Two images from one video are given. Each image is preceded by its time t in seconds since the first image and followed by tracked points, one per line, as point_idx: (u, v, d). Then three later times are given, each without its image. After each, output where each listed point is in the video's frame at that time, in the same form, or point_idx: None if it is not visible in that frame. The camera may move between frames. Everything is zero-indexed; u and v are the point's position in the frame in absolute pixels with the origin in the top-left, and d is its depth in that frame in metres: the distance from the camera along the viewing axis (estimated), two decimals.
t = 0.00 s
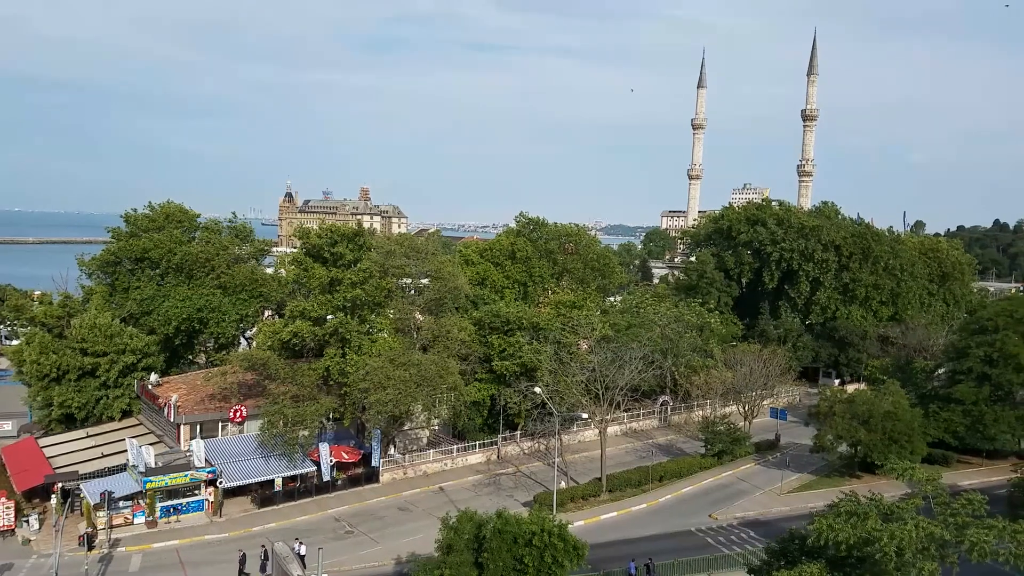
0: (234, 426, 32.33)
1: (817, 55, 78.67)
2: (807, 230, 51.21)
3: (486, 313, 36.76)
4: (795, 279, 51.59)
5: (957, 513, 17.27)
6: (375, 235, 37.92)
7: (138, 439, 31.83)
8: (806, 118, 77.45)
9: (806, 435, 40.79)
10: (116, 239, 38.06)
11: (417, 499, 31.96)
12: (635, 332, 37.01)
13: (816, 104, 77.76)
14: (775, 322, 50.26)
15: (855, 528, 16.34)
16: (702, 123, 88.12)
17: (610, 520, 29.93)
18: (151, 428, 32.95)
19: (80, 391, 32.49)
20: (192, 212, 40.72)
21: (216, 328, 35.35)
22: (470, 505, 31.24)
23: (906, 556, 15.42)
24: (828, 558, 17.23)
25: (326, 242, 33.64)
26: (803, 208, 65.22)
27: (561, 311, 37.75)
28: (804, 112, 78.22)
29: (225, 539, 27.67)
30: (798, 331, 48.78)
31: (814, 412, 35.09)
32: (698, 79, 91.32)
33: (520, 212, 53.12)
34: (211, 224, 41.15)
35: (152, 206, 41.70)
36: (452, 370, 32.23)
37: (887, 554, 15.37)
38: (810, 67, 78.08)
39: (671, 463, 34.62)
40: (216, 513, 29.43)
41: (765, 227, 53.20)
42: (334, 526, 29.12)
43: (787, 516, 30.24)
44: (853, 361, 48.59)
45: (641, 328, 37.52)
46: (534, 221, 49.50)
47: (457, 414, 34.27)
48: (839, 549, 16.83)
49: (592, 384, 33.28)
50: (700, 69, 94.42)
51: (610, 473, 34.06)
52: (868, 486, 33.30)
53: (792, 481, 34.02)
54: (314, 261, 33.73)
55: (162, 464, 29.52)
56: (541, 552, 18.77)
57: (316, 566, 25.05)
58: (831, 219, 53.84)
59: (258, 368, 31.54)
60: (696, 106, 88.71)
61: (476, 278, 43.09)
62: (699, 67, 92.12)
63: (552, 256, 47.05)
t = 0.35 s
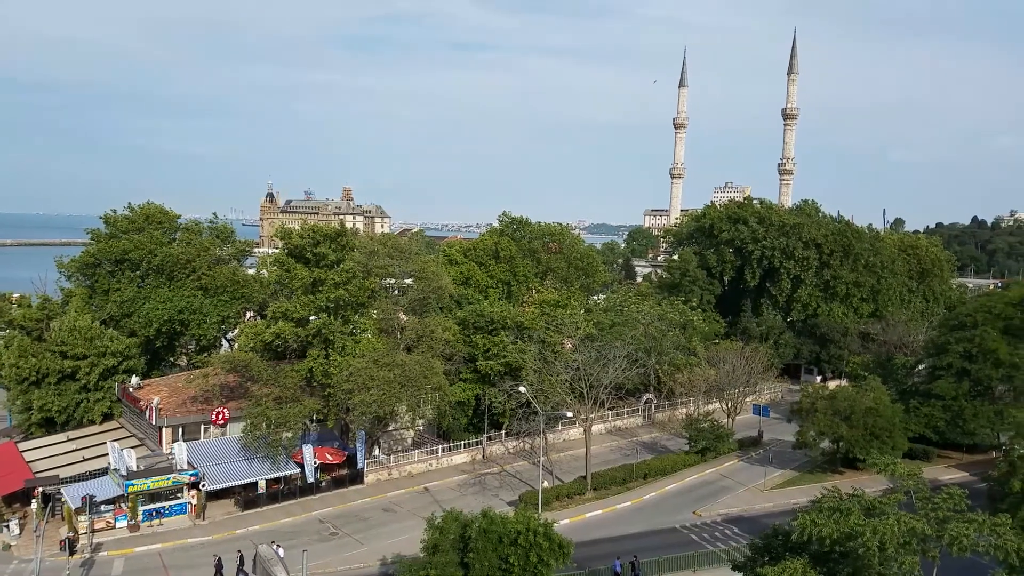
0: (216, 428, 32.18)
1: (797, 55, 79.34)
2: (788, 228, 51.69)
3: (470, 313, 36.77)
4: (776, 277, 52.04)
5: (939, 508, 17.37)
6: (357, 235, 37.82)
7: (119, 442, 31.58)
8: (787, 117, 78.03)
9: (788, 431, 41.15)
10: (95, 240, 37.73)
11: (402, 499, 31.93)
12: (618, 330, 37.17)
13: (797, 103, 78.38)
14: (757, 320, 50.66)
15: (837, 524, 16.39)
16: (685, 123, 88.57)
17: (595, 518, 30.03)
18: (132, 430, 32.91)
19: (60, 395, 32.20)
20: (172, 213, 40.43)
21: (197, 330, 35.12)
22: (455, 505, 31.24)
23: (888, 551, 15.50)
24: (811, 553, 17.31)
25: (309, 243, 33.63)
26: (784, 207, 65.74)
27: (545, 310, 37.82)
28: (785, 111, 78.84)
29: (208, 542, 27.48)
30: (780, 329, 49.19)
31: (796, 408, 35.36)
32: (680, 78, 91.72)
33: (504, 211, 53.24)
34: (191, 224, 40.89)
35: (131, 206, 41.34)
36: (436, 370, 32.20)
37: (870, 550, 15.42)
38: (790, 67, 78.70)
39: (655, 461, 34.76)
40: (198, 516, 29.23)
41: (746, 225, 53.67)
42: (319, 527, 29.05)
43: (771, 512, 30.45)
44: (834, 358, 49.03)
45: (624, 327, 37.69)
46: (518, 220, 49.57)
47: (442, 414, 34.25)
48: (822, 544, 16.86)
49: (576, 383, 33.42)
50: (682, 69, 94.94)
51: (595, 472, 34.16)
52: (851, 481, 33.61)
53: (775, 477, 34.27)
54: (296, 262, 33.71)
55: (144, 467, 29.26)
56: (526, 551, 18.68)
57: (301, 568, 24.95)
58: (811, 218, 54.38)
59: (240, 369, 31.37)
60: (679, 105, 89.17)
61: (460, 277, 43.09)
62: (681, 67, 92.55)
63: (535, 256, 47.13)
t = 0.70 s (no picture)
0: (198, 428, 32.01)
1: (780, 57, 80.00)
2: (770, 228, 52.14)
3: (455, 312, 36.71)
4: (758, 277, 52.48)
5: (919, 504, 17.50)
6: (341, 234, 37.63)
7: (98, 443, 31.35)
8: (769, 118, 78.61)
9: (770, 430, 41.52)
10: (75, 239, 37.37)
11: (386, 500, 31.84)
12: (603, 330, 37.28)
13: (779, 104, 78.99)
14: (740, 319, 51.06)
15: (819, 521, 16.53)
16: (668, 123, 88.99)
17: (579, 517, 30.11)
18: (112, 432, 32.54)
19: (38, 396, 31.87)
20: (153, 211, 40.12)
21: (178, 330, 34.84)
22: (439, 505, 31.18)
23: (869, 548, 15.62)
24: (793, 550, 17.46)
25: (291, 242, 33.60)
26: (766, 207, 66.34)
27: (530, 309, 37.84)
28: (768, 112, 79.41)
29: (190, 544, 27.25)
30: (762, 328, 49.59)
31: (778, 406, 35.65)
32: (663, 79, 92.12)
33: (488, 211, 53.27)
34: (173, 223, 40.53)
35: (111, 205, 40.98)
36: (421, 369, 32.11)
37: (850, 547, 15.56)
38: (772, 68, 79.34)
39: (638, 459, 34.92)
40: (180, 518, 28.99)
41: (729, 225, 54.11)
42: (302, 528, 28.89)
43: (753, 510, 30.68)
44: (816, 357, 49.48)
45: (609, 326, 37.75)
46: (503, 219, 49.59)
47: (427, 414, 34.17)
48: (805, 541, 17.04)
49: (561, 382, 33.51)
50: (667, 69, 95.35)
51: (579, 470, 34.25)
52: (832, 479, 33.93)
53: (758, 475, 34.53)
54: (278, 261, 33.64)
55: (124, 468, 29.04)
56: (510, 550, 18.68)
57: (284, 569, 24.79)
58: (793, 218, 54.89)
59: (222, 369, 31.13)
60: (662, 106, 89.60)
61: (445, 276, 43.02)
62: (664, 67, 92.97)
63: (520, 255, 47.13)
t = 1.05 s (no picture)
0: (172, 433, 31.63)
1: (754, 59, 80.96)
2: (746, 229, 52.74)
3: (434, 313, 36.55)
4: (734, 277, 53.06)
5: (893, 501, 17.68)
6: (318, 236, 37.30)
7: (70, 449, 30.87)
8: (744, 120, 79.51)
9: (747, 428, 41.99)
10: (45, 241, 36.73)
11: (364, 504, 31.60)
12: (582, 330, 37.39)
13: (753, 106, 79.91)
14: (716, 319, 51.54)
15: (795, 518, 16.70)
16: (645, 125, 89.63)
17: (559, 517, 30.15)
18: (85, 437, 32.09)
19: (7, 401, 31.44)
20: (125, 213, 39.43)
21: (151, 333, 34.26)
22: (418, 508, 31.03)
23: (844, 544, 15.81)
24: (770, 549, 17.59)
25: (267, 243, 33.27)
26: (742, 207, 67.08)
27: (509, 310, 37.83)
28: (742, 114, 80.29)
29: (165, 550, 26.79)
30: (739, 328, 50.11)
31: (755, 405, 36.05)
32: (640, 81, 92.73)
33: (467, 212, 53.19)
34: (146, 224, 39.88)
35: (82, 206, 40.17)
36: (400, 371, 31.92)
37: (826, 543, 15.74)
38: (747, 70, 80.26)
39: (617, 459, 35.07)
40: (154, 524, 28.50)
41: (705, 226, 54.69)
42: (279, 533, 28.57)
43: (731, 508, 30.95)
44: (790, 356, 50.08)
45: (588, 326, 37.83)
46: (481, 220, 49.52)
47: (405, 416, 33.98)
48: (781, 539, 17.26)
49: (541, 383, 33.56)
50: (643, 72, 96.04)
51: (558, 471, 34.30)
52: (808, 477, 34.35)
53: (735, 474, 34.85)
54: (254, 263, 33.35)
55: (98, 474, 28.62)
56: (489, 553, 18.51)
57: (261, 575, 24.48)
58: (768, 219, 55.56)
59: (196, 373, 30.68)
60: (639, 108, 90.23)
61: (423, 278, 42.88)
62: (641, 70, 93.58)
63: (499, 256, 47.13)
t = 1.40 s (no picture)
0: (146, 438, 31.07)
1: (729, 65, 81.82)
2: (722, 232, 53.30)
3: (412, 317, 36.35)
4: (710, 280, 53.57)
5: (868, 502, 17.89)
6: (294, 239, 36.91)
7: (41, 455, 30.30)
8: (720, 125, 80.35)
9: (723, 430, 42.37)
10: (16, 243, 36.16)
11: (342, 508, 31.30)
12: (561, 333, 37.44)
13: (729, 111, 80.78)
14: (693, 321, 51.98)
15: (772, 519, 16.85)
16: (622, 129, 90.18)
17: (537, 520, 30.12)
18: (57, 441, 31.56)
19: None
20: (99, 215, 38.77)
21: (125, 336, 33.65)
22: (396, 512, 30.80)
23: (820, 545, 15.94)
24: (748, 550, 17.70)
25: (243, 246, 32.87)
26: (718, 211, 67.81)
27: (488, 313, 37.77)
28: (718, 119, 81.09)
29: (138, 557, 26.23)
30: (715, 331, 50.56)
31: (731, 407, 36.38)
32: (617, 85, 93.31)
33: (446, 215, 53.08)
34: (120, 227, 39.26)
35: (53, 209, 39.41)
36: (378, 375, 31.69)
37: (802, 543, 15.90)
38: (723, 76, 81.10)
39: (596, 462, 35.16)
40: (128, 530, 27.90)
41: (681, 229, 55.22)
42: (255, 539, 28.20)
43: (708, 510, 31.15)
44: (766, 358, 50.78)
45: (567, 329, 37.88)
46: (460, 223, 49.40)
47: (383, 420, 33.72)
48: (758, 540, 17.38)
49: (519, 386, 33.58)
50: (620, 77, 96.67)
51: (537, 474, 34.28)
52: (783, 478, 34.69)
53: (712, 475, 35.12)
54: (229, 266, 32.94)
55: (71, 480, 27.88)
56: (468, 556, 18.45)
57: None
58: (744, 222, 56.18)
59: (170, 377, 30.23)
60: (616, 112, 90.80)
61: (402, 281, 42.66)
62: (618, 74, 94.18)
63: (478, 259, 47.10)
